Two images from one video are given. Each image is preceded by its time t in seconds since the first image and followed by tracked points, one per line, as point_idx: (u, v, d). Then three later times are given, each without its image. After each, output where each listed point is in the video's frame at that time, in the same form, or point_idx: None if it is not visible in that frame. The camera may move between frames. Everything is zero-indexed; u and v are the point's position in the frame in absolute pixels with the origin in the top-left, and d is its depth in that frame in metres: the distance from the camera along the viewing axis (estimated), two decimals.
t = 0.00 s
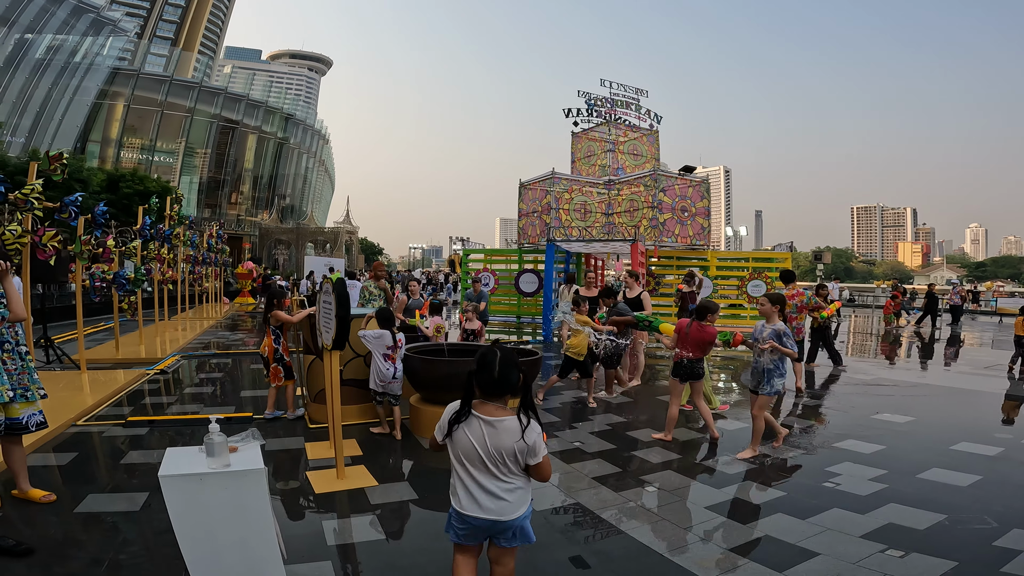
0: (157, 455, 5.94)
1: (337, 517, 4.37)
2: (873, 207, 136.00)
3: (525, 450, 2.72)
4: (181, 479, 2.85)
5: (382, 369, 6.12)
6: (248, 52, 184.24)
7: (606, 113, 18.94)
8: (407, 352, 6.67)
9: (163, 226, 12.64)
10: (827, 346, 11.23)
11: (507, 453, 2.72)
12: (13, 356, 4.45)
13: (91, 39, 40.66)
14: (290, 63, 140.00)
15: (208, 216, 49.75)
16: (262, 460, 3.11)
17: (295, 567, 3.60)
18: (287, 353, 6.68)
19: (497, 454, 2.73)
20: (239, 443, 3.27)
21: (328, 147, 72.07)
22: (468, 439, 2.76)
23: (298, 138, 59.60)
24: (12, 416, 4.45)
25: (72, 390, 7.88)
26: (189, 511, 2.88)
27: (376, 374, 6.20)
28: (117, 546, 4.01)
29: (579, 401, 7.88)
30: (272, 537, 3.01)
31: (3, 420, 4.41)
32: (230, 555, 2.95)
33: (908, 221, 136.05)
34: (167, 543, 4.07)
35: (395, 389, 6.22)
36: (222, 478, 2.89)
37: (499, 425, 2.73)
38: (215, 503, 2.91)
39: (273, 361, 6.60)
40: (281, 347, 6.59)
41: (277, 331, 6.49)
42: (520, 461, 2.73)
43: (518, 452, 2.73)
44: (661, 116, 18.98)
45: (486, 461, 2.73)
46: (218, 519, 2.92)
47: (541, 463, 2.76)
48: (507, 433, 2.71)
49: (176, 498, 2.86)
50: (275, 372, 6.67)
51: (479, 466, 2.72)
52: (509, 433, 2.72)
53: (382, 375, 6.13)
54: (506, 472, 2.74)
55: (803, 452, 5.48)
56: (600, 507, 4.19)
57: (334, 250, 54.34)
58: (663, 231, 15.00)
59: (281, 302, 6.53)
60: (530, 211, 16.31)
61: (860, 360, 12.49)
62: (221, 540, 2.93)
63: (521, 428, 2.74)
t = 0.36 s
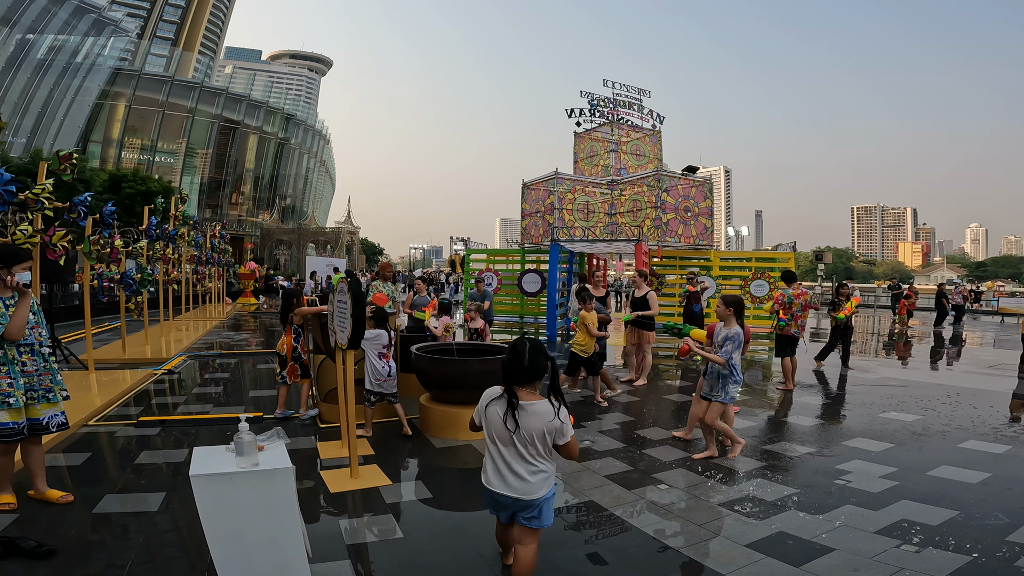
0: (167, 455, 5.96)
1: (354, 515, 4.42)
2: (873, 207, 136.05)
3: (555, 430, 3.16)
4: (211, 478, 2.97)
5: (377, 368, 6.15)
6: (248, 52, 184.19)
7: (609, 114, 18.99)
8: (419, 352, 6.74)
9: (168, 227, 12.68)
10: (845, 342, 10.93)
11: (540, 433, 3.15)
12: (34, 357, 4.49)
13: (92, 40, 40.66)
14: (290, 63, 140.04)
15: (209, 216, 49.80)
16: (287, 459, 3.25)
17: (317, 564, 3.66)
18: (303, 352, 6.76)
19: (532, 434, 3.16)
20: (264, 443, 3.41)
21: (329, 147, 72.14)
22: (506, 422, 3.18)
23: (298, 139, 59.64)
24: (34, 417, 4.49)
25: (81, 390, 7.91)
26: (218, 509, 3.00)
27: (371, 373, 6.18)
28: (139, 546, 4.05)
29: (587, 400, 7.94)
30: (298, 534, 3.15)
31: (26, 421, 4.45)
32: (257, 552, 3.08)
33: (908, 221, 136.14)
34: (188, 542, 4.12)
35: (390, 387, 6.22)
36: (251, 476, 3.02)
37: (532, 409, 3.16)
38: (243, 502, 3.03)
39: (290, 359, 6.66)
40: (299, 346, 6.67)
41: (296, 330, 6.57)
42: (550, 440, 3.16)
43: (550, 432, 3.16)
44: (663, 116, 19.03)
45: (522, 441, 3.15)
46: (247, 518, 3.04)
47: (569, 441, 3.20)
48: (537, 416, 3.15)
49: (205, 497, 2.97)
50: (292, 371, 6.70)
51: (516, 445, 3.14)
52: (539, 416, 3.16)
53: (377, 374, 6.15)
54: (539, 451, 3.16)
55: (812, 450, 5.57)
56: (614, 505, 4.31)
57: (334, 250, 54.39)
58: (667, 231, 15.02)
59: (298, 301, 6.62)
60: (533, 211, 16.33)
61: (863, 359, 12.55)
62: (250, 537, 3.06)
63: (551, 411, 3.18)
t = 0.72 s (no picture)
0: (169, 455, 5.97)
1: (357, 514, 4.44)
2: (873, 207, 136.10)
3: (544, 412, 3.40)
4: (220, 475, 2.99)
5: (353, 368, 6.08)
6: (248, 52, 184.18)
7: (609, 114, 19.01)
8: (421, 351, 6.77)
9: (169, 227, 12.69)
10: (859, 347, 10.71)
11: (529, 416, 3.39)
12: (41, 357, 4.51)
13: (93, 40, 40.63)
14: (290, 64, 140.12)
15: (209, 216, 49.82)
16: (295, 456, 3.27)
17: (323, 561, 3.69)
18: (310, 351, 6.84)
19: (522, 417, 3.40)
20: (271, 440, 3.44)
21: (329, 147, 72.20)
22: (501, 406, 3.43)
23: (299, 139, 59.65)
24: (42, 417, 4.53)
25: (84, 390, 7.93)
26: (227, 506, 3.02)
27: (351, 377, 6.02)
28: (144, 545, 4.07)
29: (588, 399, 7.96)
30: (305, 531, 3.17)
31: (37, 421, 4.49)
32: (266, 549, 3.10)
33: (907, 221, 136.21)
34: (193, 541, 4.14)
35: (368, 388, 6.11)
36: (260, 473, 3.05)
37: (522, 394, 3.41)
38: (252, 499, 3.05)
39: (296, 358, 6.76)
40: (306, 346, 6.78)
41: (304, 328, 6.67)
42: (541, 422, 3.40)
43: (539, 414, 3.40)
44: (664, 116, 19.04)
45: (513, 423, 3.40)
46: (256, 515, 3.07)
47: (558, 422, 3.42)
48: (529, 399, 3.39)
49: (215, 494, 3.00)
50: (298, 371, 6.79)
51: (508, 427, 3.40)
52: (530, 400, 3.40)
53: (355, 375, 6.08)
54: (531, 433, 3.40)
55: (812, 448, 5.59)
56: (617, 504, 4.33)
57: (335, 250, 54.40)
58: (667, 231, 15.02)
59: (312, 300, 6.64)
60: (534, 212, 16.33)
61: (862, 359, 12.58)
62: (258, 535, 3.08)
63: (539, 395, 3.41)
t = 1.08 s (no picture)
0: (164, 454, 5.95)
1: (353, 514, 4.43)
2: (870, 209, 136.50)
3: (532, 407, 3.45)
4: (212, 473, 2.99)
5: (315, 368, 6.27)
6: (245, 52, 183.84)
7: (607, 115, 19.03)
8: (417, 351, 6.77)
9: (165, 227, 12.68)
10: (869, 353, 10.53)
11: (518, 411, 3.43)
12: (28, 357, 4.50)
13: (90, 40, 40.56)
14: (289, 64, 139.94)
15: (206, 216, 49.72)
16: (287, 454, 3.27)
17: (316, 560, 3.68)
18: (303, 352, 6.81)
19: (510, 412, 3.44)
20: (265, 438, 3.43)
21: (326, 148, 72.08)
22: (490, 401, 3.49)
23: (297, 139, 59.59)
24: (26, 417, 4.50)
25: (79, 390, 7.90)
26: (220, 504, 3.02)
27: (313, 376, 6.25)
28: (138, 544, 4.05)
29: (584, 400, 7.98)
30: (298, 531, 3.17)
31: (17, 421, 4.47)
32: (258, 549, 3.10)
33: (904, 223, 136.68)
34: (187, 540, 4.12)
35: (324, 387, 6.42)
36: (252, 471, 3.04)
37: (509, 390, 3.46)
38: (245, 497, 3.05)
39: (289, 359, 6.71)
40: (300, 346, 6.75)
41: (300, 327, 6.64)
42: (530, 417, 3.44)
43: (527, 409, 3.45)
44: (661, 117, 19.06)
45: (502, 420, 3.45)
46: (249, 514, 3.07)
47: (548, 415, 3.45)
48: (517, 394, 3.45)
49: (207, 492, 2.99)
50: (290, 371, 6.73)
51: (497, 424, 3.45)
52: (518, 394, 3.45)
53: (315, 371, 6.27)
54: (520, 428, 3.43)
55: (806, 448, 5.61)
56: (612, 503, 4.35)
57: (332, 251, 54.33)
58: (664, 232, 15.02)
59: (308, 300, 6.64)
60: (531, 212, 16.33)
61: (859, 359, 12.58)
62: (250, 534, 3.08)
63: (527, 391, 3.46)
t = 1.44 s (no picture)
0: (154, 457, 5.90)
1: (344, 517, 4.41)
2: (862, 213, 137.47)
3: (540, 408, 3.48)
4: (200, 475, 2.98)
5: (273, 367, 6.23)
6: (239, 54, 183.27)
7: (601, 119, 19.10)
8: (410, 355, 6.76)
9: (157, 229, 12.64)
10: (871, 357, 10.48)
11: (527, 411, 3.44)
12: (12, 360, 4.47)
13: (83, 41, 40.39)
14: (283, 67, 139.67)
15: (199, 219, 49.48)
16: (277, 456, 3.26)
17: (307, 563, 3.67)
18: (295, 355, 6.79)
19: (520, 413, 3.44)
20: (254, 440, 3.42)
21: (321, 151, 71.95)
22: (498, 405, 3.43)
23: (291, 142, 59.49)
24: (7, 420, 4.45)
25: (68, 393, 7.83)
26: (208, 506, 3.01)
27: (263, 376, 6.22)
28: (127, 547, 4.02)
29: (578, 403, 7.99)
30: (288, 533, 3.15)
31: None
32: (248, 551, 3.08)
33: (896, 227, 137.77)
34: (177, 543, 4.09)
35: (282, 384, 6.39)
36: (240, 473, 3.03)
37: (517, 391, 3.44)
38: (233, 499, 3.04)
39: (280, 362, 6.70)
40: (292, 350, 6.74)
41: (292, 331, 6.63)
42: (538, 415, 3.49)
43: (535, 410, 3.47)
44: (655, 121, 19.16)
45: (512, 421, 3.43)
46: (237, 516, 3.05)
47: (554, 414, 3.53)
48: (525, 395, 3.45)
49: (195, 494, 2.98)
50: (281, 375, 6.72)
51: (509, 425, 3.43)
52: (528, 394, 3.46)
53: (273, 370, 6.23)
54: (530, 428, 3.46)
55: (798, 451, 5.64)
56: (603, 506, 4.35)
57: (326, 254, 54.17)
58: (658, 235, 15.07)
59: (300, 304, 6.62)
60: (525, 216, 16.34)
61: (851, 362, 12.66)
62: (239, 536, 3.06)
63: (533, 390, 3.48)
